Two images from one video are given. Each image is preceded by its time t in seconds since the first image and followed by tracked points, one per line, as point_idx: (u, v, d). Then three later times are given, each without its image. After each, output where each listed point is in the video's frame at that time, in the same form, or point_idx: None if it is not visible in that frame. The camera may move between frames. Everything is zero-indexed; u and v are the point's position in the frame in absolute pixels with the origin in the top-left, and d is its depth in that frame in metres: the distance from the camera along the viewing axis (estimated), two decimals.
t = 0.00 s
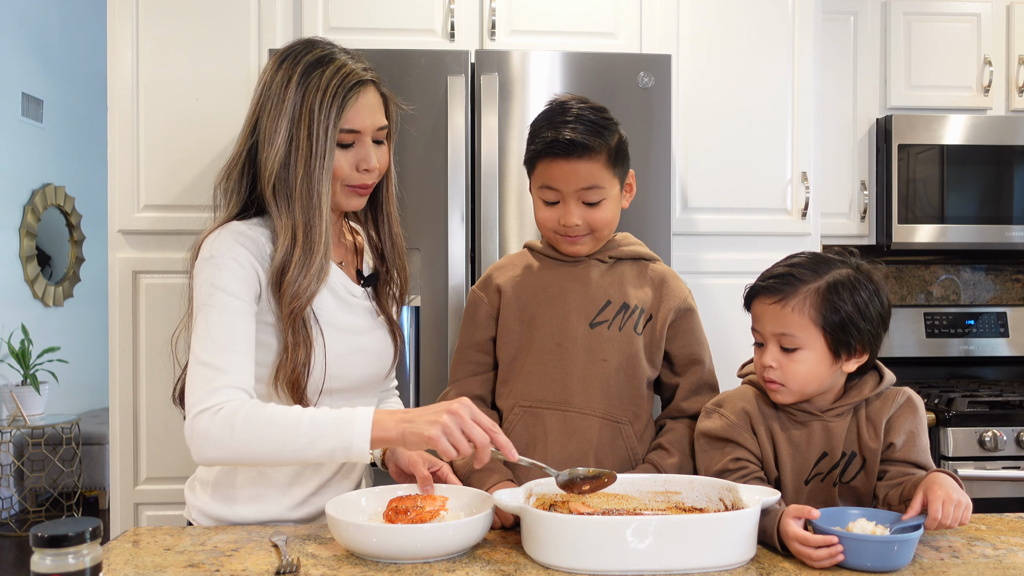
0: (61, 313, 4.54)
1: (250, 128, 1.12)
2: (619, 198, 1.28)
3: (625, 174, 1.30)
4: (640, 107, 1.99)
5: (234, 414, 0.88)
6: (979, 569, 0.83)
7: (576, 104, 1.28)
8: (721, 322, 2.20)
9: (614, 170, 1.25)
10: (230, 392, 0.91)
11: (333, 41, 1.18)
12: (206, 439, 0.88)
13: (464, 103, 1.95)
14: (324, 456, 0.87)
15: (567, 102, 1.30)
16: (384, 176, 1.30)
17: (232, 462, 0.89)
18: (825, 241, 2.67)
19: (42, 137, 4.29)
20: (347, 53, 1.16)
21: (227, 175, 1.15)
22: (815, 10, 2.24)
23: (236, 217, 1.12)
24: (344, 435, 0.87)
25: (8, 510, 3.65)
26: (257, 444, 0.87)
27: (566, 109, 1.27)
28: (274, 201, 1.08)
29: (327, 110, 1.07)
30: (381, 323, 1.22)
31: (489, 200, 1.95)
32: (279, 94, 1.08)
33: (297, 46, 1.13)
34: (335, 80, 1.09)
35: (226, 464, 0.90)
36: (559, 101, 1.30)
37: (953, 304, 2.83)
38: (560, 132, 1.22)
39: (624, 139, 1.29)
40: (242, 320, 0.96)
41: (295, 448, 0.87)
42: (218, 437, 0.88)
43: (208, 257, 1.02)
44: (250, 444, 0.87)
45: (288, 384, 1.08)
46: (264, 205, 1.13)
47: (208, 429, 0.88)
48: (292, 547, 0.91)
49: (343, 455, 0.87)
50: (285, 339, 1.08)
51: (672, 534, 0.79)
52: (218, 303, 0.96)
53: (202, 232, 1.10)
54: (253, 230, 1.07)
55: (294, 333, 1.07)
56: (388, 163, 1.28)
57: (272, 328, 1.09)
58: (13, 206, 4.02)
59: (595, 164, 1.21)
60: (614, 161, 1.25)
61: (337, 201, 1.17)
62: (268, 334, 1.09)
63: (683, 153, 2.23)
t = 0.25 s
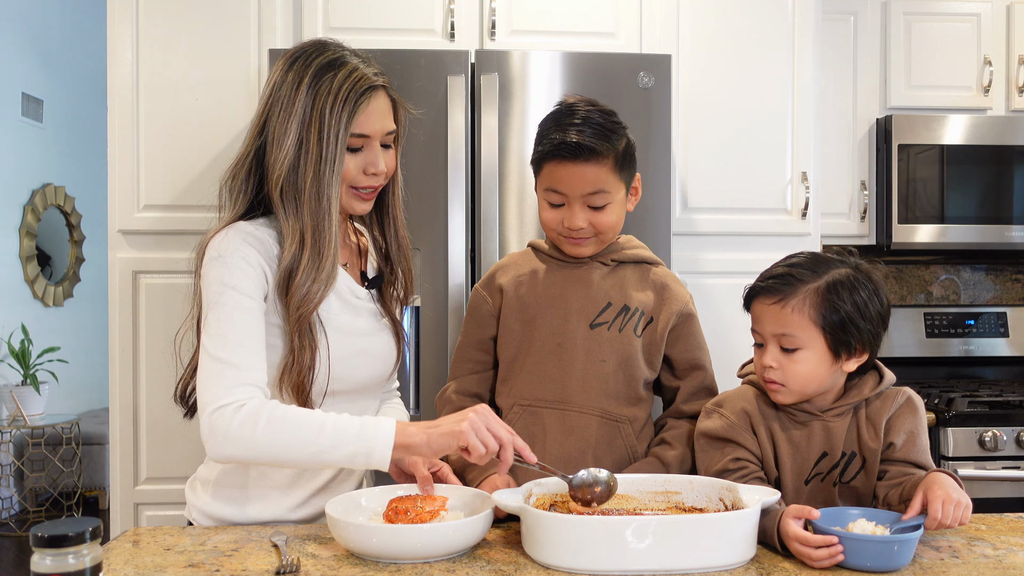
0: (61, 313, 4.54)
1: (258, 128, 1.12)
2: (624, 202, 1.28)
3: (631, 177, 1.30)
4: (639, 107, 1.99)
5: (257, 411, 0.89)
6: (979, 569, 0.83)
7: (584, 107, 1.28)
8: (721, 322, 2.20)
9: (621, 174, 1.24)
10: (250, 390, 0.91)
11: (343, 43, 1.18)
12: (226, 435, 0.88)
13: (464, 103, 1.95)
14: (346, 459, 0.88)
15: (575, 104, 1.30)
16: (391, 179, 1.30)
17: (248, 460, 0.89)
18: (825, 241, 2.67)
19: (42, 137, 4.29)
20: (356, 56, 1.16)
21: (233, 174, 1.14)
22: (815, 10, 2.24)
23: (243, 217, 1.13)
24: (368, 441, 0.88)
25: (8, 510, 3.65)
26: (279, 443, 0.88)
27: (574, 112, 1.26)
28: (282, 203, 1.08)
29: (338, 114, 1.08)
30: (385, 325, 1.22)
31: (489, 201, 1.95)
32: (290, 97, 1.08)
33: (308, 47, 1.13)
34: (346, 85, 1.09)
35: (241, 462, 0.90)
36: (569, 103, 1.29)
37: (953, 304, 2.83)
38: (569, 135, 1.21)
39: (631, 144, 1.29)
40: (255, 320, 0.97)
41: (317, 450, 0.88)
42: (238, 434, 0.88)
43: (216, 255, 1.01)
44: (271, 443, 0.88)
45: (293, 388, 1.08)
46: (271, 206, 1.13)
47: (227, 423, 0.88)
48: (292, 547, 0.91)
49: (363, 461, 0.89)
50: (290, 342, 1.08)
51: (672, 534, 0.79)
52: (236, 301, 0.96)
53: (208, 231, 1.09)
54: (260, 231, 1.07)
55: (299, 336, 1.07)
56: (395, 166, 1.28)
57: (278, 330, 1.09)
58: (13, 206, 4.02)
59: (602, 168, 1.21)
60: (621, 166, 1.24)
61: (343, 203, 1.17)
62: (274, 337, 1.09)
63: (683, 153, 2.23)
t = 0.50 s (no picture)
0: (61, 313, 4.54)
1: (264, 129, 1.12)
2: (625, 204, 1.28)
3: (631, 179, 1.29)
4: (639, 107, 1.99)
5: (264, 409, 0.89)
6: (979, 569, 0.83)
7: (586, 107, 1.27)
8: (721, 321, 2.20)
9: (623, 177, 1.24)
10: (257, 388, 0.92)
11: (350, 44, 1.18)
12: (232, 428, 0.88)
13: (464, 103, 1.95)
14: (350, 464, 0.89)
15: (576, 105, 1.29)
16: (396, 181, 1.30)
17: (250, 456, 0.89)
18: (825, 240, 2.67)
19: (42, 137, 4.29)
20: (363, 58, 1.16)
21: (239, 174, 1.14)
22: (815, 10, 2.24)
23: (247, 217, 1.12)
24: (375, 445, 0.89)
25: (9, 510, 3.66)
26: (286, 440, 0.88)
27: (575, 113, 1.26)
28: (287, 205, 1.07)
29: (345, 117, 1.08)
30: (387, 326, 1.23)
31: (489, 201, 1.95)
32: (297, 97, 1.08)
33: (314, 49, 1.13)
34: (353, 87, 1.09)
35: (244, 456, 0.89)
36: (571, 103, 1.29)
37: (953, 304, 2.83)
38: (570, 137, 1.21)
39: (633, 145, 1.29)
40: (262, 318, 0.97)
41: (323, 451, 0.88)
42: (244, 428, 0.88)
43: (222, 254, 1.02)
44: (276, 441, 0.88)
45: (297, 390, 1.08)
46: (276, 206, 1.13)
47: (234, 418, 0.88)
48: (293, 547, 0.91)
49: (367, 466, 0.89)
50: (294, 344, 1.08)
51: (672, 534, 0.79)
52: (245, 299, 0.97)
53: (212, 231, 1.09)
54: (264, 231, 1.07)
55: (303, 337, 1.07)
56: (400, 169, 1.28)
57: (283, 331, 1.09)
58: (13, 205, 4.02)
59: (605, 171, 1.20)
60: (623, 169, 1.24)
61: (348, 204, 1.17)
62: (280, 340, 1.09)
63: (683, 153, 2.23)
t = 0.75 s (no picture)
0: (61, 313, 4.54)
1: (267, 128, 1.12)
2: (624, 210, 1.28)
3: (628, 183, 1.28)
4: (639, 107, 1.99)
5: (265, 407, 0.88)
6: (979, 569, 0.83)
7: (582, 111, 1.27)
8: (721, 321, 2.20)
9: (621, 183, 1.24)
10: (258, 385, 0.91)
11: (354, 45, 1.18)
12: (235, 426, 0.88)
13: (464, 103, 1.95)
14: (353, 465, 0.87)
15: (574, 107, 1.28)
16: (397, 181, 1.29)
17: (253, 455, 0.89)
18: (825, 240, 2.67)
19: (42, 137, 4.29)
20: (367, 59, 1.16)
21: (241, 173, 1.14)
22: (815, 10, 2.24)
23: (251, 216, 1.12)
24: (375, 445, 0.88)
25: (9, 510, 3.66)
26: (287, 439, 0.87)
27: (571, 118, 1.25)
28: (290, 204, 1.08)
29: (347, 118, 1.08)
30: (388, 327, 1.23)
31: (489, 201, 1.95)
32: (300, 97, 1.08)
33: (318, 49, 1.13)
34: (356, 88, 1.09)
35: (248, 455, 0.89)
36: (566, 107, 1.28)
37: (953, 304, 2.83)
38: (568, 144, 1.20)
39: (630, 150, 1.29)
40: (263, 317, 0.97)
41: (325, 450, 0.87)
42: (246, 425, 0.87)
43: (225, 253, 1.01)
44: (278, 439, 0.87)
45: (300, 391, 1.08)
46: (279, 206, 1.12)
47: (236, 416, 0.88)
48: (292, 547, 0.91)
49: (368, 466, 0.88)
50: (297, 343, 1.08)
51: (672, 534, 0.79)
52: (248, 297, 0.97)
53: (215, 229, 1.09)
54: (267, 230, 1.07)
55: (305, 337, 1.07)
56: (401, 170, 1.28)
57: (285, 330, 1.09)
58: (13, 205, 4.02)
59: (603, 179, 1.20)
60: (621, 175, 1.24)
61: (349, 209, 1.17)
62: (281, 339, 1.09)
63: (683, 153, 2.23)
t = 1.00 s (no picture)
0: (61, 313, 4.54)
1: (263, 127, 1.12)
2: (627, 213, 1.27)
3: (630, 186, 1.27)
4: (639, 107, 1.99)
5: (296, 399, 0.87)
6: (979, 569, 0.83)
7: (584, 116, 1.25)
8: (720, 321, 2.20)
9: (624, 189, 1.22)
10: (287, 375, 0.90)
11: (352, 45, 1.18)
12: (264, 416, 0.86)
13: (464, 103, 1.95)
14: (377, 464, 0.86)
15: (574, 112, 1.26)
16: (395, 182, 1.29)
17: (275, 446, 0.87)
18: (825, 240, 2.67)
19: (42, 137, 4.29)
20: (365, 60, 1.16)
21: (239, 171, 1.15)
22: (815, 10, 2.24)
23: (249, 215, 1.12)
24: (405, 445, 0.86)
25: (9, 510, 3.66)
26: (314, 433, 0.86)
27: (571, 123, 1.23)
28: (282, 202, 1.08)
29: (338, 118, 1.08)
30: (389, 326, 1.23)
31: (489, 202, 1.95)
32: (293, 96, 1.08)
33: (317, 49, 1.13)
34: (349, 88, 1.09)
35: (272, 447, 0.87)
36: (566, 111, 1.26)
37: (953, 304, 2.83)
38: (570, 151, 1.18)
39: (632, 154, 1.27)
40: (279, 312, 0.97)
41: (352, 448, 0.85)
42: (274, 416, 0.86)
43: (229, 250, 1.01)
44: (307, 433, 0.86)
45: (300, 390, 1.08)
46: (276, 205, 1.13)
47: (265, 405, 0.86)
48: (293, 547, 0.92)
49: (395, 468, 0.86)
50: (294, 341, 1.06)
51: (672, 534, 0.79)
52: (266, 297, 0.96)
53: (216, 229, 1.09)
54: (268, 229, 1.07)
55: (303, 335, 1.05)
56: (399, 172, 1.27)
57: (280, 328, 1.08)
58: (13, 205, 4.02)
59: (606, 187, 1.18)
60: (624, 182, 1.22)
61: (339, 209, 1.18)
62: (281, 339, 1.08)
63: (683, 153, 2.23)
